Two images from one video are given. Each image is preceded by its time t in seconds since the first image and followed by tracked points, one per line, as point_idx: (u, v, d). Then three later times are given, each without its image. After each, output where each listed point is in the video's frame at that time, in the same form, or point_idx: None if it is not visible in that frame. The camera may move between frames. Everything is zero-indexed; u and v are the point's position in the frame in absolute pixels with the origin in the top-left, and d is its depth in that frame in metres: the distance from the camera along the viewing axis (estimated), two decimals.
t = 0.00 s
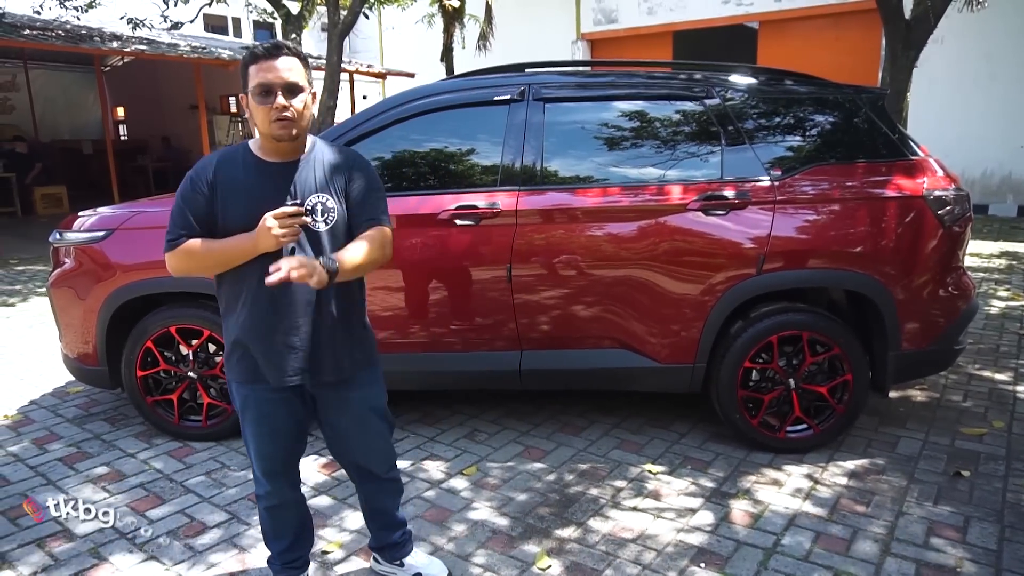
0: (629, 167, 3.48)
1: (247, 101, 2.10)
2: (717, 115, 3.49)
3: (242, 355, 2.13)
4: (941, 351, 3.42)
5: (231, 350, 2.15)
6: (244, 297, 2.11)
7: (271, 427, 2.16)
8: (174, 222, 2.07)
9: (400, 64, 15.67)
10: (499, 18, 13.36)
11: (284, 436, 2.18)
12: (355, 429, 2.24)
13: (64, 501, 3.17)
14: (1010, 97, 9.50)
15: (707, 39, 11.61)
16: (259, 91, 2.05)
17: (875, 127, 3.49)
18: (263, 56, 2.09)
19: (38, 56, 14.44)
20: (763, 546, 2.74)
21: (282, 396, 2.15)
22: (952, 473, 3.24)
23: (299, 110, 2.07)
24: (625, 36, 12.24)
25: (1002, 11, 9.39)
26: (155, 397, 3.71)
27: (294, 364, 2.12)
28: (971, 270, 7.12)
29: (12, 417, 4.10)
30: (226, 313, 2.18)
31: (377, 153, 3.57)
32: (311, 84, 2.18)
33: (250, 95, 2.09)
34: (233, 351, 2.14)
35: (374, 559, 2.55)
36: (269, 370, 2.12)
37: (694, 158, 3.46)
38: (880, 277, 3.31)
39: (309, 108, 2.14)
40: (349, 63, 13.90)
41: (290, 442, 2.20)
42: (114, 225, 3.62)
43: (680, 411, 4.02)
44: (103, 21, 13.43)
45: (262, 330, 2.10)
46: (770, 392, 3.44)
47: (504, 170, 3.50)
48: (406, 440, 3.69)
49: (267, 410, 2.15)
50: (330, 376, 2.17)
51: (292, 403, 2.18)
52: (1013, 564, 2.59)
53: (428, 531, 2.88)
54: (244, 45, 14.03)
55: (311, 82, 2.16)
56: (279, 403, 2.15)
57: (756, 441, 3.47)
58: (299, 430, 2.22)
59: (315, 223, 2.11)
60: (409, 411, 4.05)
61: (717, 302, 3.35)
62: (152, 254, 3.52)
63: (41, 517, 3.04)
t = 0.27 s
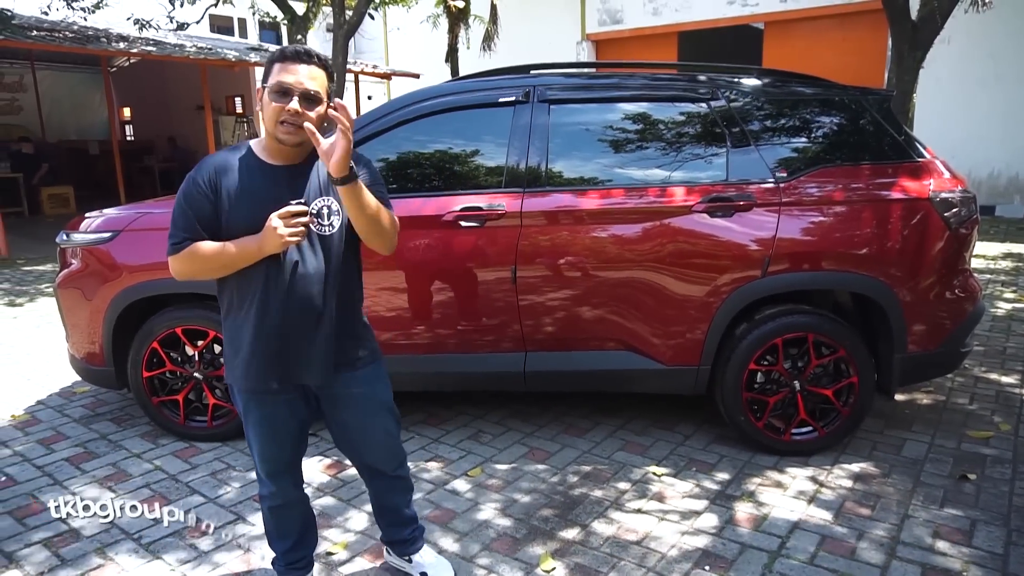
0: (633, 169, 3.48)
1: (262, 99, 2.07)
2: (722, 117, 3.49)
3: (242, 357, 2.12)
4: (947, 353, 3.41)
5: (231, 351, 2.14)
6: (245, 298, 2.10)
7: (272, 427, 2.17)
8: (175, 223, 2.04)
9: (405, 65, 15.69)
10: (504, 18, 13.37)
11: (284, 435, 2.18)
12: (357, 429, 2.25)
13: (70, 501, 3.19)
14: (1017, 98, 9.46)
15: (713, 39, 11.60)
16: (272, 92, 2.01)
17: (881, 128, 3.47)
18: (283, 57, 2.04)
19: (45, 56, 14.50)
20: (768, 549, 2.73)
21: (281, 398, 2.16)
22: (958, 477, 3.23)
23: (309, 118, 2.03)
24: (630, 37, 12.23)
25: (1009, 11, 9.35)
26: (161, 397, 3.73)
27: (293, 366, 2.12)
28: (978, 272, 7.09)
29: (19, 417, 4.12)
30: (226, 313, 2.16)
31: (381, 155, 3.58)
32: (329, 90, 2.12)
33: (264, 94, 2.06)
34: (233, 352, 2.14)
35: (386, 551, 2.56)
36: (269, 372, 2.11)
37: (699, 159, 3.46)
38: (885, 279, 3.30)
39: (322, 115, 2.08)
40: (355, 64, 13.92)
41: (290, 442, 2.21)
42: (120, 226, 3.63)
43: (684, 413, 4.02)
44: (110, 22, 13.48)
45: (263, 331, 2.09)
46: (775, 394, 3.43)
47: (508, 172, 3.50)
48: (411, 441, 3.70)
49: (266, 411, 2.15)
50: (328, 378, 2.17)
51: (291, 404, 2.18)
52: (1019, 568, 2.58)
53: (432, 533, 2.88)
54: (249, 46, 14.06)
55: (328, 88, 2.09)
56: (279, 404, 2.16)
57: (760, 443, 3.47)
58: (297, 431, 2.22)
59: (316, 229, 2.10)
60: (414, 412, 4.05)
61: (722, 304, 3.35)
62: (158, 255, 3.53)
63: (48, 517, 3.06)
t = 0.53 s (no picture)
0: (637, 170, 3.48)
1: (303, 107, 2.06)
2: (726, 118, 3.48)
3: (268, 365, 2.12)
4: (952, 355, 3.40)
5: (258, 358, 2.14)
6: (276, 307, 2.10)
7: (294, 433, 2.18)
8: (220, 233, 1.98)
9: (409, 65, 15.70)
10: (508, 19, 13.38)
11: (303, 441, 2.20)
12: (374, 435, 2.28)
13: (74, 502, 3.19)
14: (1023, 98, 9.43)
15: (716, 40, 11.58)
16: (323, 101, 2.02)
17: (885, 130, 3.47)
18: (324, 66, 2.06)
19: (51, 58, 14.56)
20: (771, 552, 2.73)
21: (308, 405, 2.17)
22: (963, 479, 3.22)
23: (358, 124, 2.08)
24: (634, 37, 12.22)
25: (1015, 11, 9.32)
26: (165, 399, 3.74)
27: (322, 374, 2.14)
28: (982, 273, 7.07)
29: (24, 418, 4.13)
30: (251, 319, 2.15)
31: (385, 156, 3.60)
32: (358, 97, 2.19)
33: (306, 102, 2.05)
34: (259, 358, 2.13)
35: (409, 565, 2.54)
36: (297, 381, 2.11)
37: (703, 161, 3.45)
38: (889, 280, 3.29)
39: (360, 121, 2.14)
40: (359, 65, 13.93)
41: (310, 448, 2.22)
42: (125, 228, 3.65)
43: (688, 414, 4.01)
44: (115, 23, 13.52)
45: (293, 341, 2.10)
46: (778, 396, 3.43)
47: (512, 173, 3.50)
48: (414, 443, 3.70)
49: (291, 418, 2.16)
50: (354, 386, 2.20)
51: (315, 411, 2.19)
52: None
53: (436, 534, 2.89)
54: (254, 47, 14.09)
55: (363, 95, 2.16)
56: (304, 411, 2.17)
57: (764, 445, 3.46)
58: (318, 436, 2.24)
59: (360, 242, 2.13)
60: (417, 413, 4.06)
61: (725, 305, 3.34)
62: (163, 257, 3.54)
63: (53, 517, 3.07)
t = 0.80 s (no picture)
0: (637, 171, 3.48)
1: (367, 105, 2.07)
2: (726, 119, 3.48)
3: (334, 366, 2.14)
4: (951, 356, 3.40)
5: (323, 360, 2.14)
6: (344, 309, 2.11)
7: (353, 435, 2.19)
8: (298, 230, 1.93)
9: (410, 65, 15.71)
10: (508, 19, 13.37)
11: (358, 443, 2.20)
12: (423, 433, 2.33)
13: (74, 503, 3.20)
14: None
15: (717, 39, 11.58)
16: (390, 96, 2.05)
17: (886, 130, 3.46)
18: (386, 63, 2.08)
19: (52, 58, 14.56)
20: (771, 553, 2.73)
21: (369, 405, 2.20)
22: (963, 480, 3.22)
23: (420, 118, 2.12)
24: (634, 37, 12.22)
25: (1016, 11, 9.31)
26: (166, 399, 3.74)
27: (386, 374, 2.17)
28: (983, 273, 7.06)
29: (25, 418, 4.13)
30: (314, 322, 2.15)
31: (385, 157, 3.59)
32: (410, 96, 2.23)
33: (371, 99, 2.06)
34: (323, 360, 2.14)
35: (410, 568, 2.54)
36: (364, 380, 2.15)
37: (704, 161, 3.45)
38: (889, 281, 3.29)
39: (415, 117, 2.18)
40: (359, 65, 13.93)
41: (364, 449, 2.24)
42: (126, 229, 3.65)
43: (688, 415, 4.01)
44: (116, 23, 13.52)
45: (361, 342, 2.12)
46: (778, 397, 3.43)
47: (512, 174, 3.51)
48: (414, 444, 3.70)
49: (352, 419, 2.17)
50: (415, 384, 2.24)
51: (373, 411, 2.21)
52: None
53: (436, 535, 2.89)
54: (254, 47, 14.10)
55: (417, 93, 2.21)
56: (366, 411, 2.20)
57: (764, 446, 3.46)
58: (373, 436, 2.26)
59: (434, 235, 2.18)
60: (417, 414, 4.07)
61: (725, 306, 3.34)
62: (164, 258, 3.55)
63: (53, 518, 3.07)
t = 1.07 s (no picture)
0: (633, 171, 3.48)
1: (394, 102, 2.06)
2: (721, 120, 3.49)
3: (381, 362, 2.10)
4: (945, 356, 3.41)
5: (369, 360, 2.11)
6: (391, 306, 2.09)
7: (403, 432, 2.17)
8: (345, 226, 1.92)
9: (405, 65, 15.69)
10: (503, 18, 13.37)
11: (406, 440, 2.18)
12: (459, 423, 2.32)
13: (69, 505, 3.19)
14: (1017, 99, 9.46)
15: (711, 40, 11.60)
16: (416, 90, 2.03)
17: (880, 131, 3.47)
18: (408, 57, 2.06)
19: (45, 58, 14.51)
20: (766, 553, 2.74)
21: (415, 402, 2.18)
22: (957, 479, 3.24)
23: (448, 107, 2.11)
24: (629, 37, 12.23)
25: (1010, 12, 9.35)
26: (160, 401, 3.72)
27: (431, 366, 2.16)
28: (976, 272, 7.09)
29: (19, 420, 4.12)
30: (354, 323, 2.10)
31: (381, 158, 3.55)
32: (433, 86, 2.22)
33: (397, 96, 2.05)
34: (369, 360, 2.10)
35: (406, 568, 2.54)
36: (409, 373, 2.13)
37: (699, 162, 3.46)
38: (883, 281, 3.30)
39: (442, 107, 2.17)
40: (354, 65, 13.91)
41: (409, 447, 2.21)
42: (120, 230, 3.64)
43: (683, 415, 4.02)
44: (109, 23, 13.47)
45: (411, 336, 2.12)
46: (773, 397, 3.43)
47: (507, 175, 3.51)
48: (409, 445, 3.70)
49: (401, 417, 2.15)
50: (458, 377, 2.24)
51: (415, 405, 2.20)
52: (1017, 571, 2.59)
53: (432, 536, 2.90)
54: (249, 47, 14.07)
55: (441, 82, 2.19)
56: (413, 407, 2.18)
57: (758, 446, 3.47)
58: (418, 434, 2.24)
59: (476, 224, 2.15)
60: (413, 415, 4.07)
61: (719, 307, 3.35)
62: (158, 259, 3.54)
63: (47, 521, 3.06)
